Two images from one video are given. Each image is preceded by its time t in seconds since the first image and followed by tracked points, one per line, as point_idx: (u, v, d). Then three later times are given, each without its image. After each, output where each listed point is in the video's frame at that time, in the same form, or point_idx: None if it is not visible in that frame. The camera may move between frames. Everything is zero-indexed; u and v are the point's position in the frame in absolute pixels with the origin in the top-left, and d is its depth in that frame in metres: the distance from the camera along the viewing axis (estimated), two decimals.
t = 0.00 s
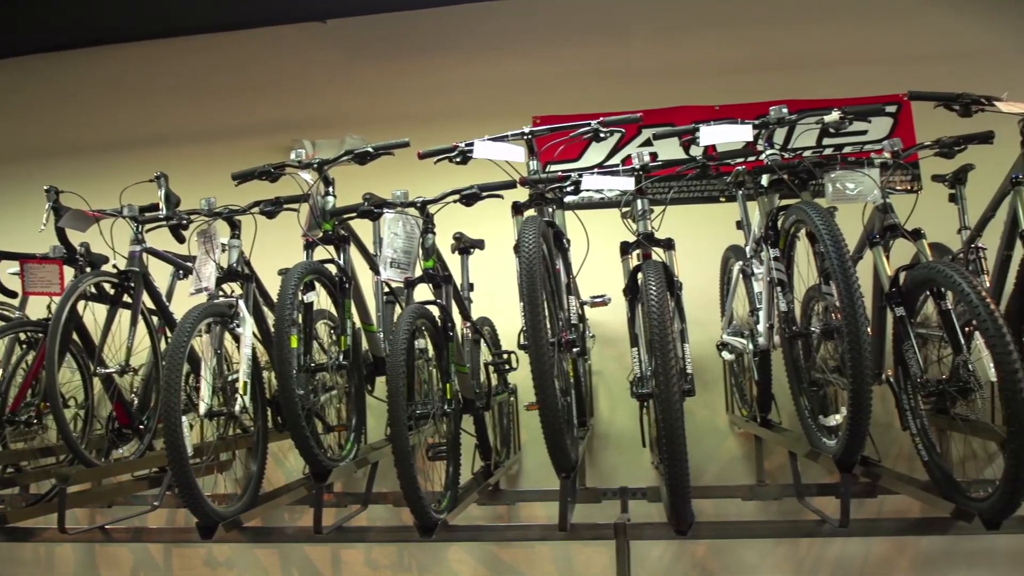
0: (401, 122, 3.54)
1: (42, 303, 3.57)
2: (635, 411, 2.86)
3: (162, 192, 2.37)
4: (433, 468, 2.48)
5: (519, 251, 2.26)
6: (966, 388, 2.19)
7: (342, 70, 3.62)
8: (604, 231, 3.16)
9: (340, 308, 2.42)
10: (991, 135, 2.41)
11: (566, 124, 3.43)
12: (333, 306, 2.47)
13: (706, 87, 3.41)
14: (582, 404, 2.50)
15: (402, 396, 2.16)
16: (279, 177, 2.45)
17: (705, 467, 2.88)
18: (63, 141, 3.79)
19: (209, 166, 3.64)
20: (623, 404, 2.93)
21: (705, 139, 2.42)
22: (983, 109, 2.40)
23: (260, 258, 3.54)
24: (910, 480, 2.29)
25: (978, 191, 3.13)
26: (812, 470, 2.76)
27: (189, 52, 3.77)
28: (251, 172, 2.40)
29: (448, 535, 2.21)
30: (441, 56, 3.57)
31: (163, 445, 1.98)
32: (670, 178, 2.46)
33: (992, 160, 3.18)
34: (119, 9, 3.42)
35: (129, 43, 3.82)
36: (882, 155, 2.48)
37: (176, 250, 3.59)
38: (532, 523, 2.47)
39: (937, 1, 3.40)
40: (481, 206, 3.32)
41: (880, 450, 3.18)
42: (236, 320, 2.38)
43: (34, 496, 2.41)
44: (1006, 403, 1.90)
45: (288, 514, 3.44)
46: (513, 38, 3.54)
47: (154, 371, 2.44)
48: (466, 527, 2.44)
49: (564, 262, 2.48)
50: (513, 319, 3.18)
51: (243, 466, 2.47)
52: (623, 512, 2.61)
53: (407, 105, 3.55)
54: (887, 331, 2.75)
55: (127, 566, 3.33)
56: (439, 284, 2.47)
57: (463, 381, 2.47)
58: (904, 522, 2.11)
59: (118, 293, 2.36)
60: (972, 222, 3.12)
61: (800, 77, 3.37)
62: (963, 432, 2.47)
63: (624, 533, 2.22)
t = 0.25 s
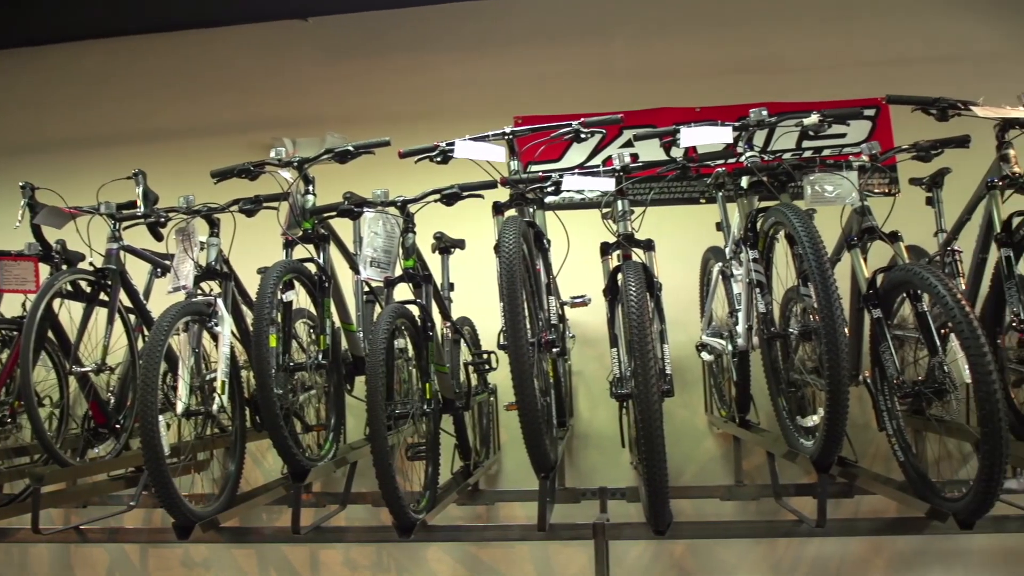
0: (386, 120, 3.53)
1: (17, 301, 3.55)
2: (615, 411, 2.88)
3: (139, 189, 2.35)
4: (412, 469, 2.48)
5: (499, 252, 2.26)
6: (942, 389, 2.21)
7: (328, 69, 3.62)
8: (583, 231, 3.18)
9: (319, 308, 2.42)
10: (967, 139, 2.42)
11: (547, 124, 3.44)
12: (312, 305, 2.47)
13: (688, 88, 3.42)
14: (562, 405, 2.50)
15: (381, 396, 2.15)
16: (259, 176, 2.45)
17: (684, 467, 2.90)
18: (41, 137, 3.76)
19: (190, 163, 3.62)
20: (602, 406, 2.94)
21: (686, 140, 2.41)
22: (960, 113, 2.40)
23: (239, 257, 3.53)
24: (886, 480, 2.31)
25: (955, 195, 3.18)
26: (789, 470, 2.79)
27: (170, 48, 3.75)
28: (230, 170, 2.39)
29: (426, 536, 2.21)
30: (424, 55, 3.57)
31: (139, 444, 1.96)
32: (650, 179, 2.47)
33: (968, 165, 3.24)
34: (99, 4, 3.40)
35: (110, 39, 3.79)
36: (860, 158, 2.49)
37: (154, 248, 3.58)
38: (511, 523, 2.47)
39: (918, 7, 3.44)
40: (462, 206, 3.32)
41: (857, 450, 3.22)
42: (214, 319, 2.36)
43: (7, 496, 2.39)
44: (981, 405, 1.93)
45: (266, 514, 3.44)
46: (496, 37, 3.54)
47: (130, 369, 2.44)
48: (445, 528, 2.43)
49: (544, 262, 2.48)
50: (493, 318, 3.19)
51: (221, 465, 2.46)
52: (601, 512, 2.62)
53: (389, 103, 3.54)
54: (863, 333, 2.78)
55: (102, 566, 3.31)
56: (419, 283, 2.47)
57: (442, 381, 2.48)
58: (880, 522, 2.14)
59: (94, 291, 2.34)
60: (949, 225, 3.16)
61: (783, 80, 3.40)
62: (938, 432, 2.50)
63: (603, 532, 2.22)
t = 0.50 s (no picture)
0: (373, 121, 3.57)
1: None
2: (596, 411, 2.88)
3: (118, 186, 2.33)
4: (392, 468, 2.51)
5: (480, 252, 2.25)
6: (919, 390, 2.22)
7: (316, 68, 3.65)
8: (564, 231, 3.19)
9: (299, 307, 2.41)
10: (945, 143, 2.45)
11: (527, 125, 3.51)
12: (292, 304, 2.46)
13: (664, 91, 3.52)
14: (542, 405, 2.51)
15: (361, 396, 2.14)
16: (239, 174, 2.44)
17: (665, 467, 2.90)
18: (19, 132, 3.72)
19: (172, 160, 3.62)
20: (583, 406, 2.96)
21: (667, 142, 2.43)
22: (938, 117, 2.44)
23: (218, 255, 3.51)
24: (864, 480, 2.33)
25: (931, 198, 3.23)
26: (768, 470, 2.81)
27: (152, 45, 3.75)
28: (210, 168, 2.38)
29: (406, 536, 2.20)
30: (407, 55, 3.62)
31: (115, 444, 1.93)
32: (631, 180, 2.47)
33: (943, 168, 3.30)
34: None
35: (90, 34, 3.77)
36: (840, 161, 2.50)
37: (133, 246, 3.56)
38: (491, 523, 2.47)
39: (891, 16, 3.57)
40: (443, 206, 3.31)
41: (835, 450, 3.25)
42: (193, 317, 2.33)
43: None
44: (957, 405, 1.95)
45: (245, 514, 3.43)
46: (477, 39, 3.61)
47: (108, 368, 2.44)
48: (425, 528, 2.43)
49: (525, 262, 2.48)
50: (474, 318, 3.19)
51: (199, 465, 2.44)
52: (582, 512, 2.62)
53: (372, 102, 3.59)
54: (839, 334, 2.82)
55: (78, 568, 3.27)
56: (400, 283, 2.49)
57: (423, 381, 2.48)
58: (858, 522, 2.15)
59: (72, 289, 2.31)
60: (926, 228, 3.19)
61: (761, 85, 3.51)
62: (914, 432, 2.53)
63: (583, 533, 2.22)
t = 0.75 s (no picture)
0: (356, 118, 3.56)
1: None
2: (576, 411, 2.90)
3: (94, 183, 2.32)
4: (371, 468, 2.52)
5: (460, 252, 2.24)
6: (895, 392, 2.23)
7: (300, 65, 3.64)
8: (544, 231, 3.20)
9: (278, 306, 2.41)
10: (921, 147, 2.47)
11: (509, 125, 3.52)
12: (270, 303, 2.46)
13: (646, 90, 3.53)
14: (521, 405, 2.51)
15: (340, 396, 2.13)
16: (218, 172, 2.44)
17: (643, 468, 2.93)
18: None
19: (151, 157, 3.60)
20: (563, 406, 2.98)
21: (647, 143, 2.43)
22: (914, 121, 2.46)
23: (195, 254, 3.49)
24: (841, 481, 2.34)
25: (910, 200, 3.27)
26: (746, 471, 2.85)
27: (132, 40, 3.72)
28: (188, 165, 2.36)
29: (384, 537, 2.20)
30: (389, 53, 3.63)
31: (90, 444, 1.91)
32: (612, 181, 2.47)
33: (922, 171, 3.33)
34: None
35: (69, 29, 3.74)
36: (818, 164, 2.51)
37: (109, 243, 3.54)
38: (470, 523, 2.47)
39: (872, 20, 3.60)
40: (422, 205, 3.31)
41: (812, 451, 3.28)
42: (170, 316, 2.31)
43: None
44: (932, 406, 1.97)
45: (222, 514, 3.42)
46: (460, 38, 3.62)
47: (84, 367, 2.41)
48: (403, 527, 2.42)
49: (505, 262, 2.48)
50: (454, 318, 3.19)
51: (176, 464, 2.42)
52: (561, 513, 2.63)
53: (354, 100, 3.59)
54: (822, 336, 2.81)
55: (52, 568, 3.25)
56: (379, 282, 2.46)
57: (402, 380, 2.48)
58: (833, 522, 2.17)
59: (47, 286, 2.30)
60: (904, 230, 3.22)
61: (742, 86, 3.54)
62: (891, 433, 2.55)
63: (560, 532, 2.23)
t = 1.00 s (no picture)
0: (340, 117, 3.58)
1: None
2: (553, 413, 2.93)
3: (69, 179, 2.30)
4: (349, 468, 2.53)
5: (438, 252, 2.23)
6: (869, 393, 2.25)
7: (283, 64, 3.65)
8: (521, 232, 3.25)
9: (255, 305, 2.40)
10: (897, 150, 2.49)
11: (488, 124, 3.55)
12: (247, 301, 2.46)
13: (624, 93, 3.59)
14: (499, 405, 2.51)
15: (317, 395, 2.11)
16: (195, 169, 2.42)
17: (621, 468, 2.94)
18: None
19: (130, 153, 3.58)
20: (541, 406, 2.99)
21: (626, 144, 2.44)
22: (890, 125, 2.48)
23: (172, 251, 3.50)
24: (816, 481, 2.36)
25: (887, 202, 3.32)
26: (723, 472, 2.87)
27: (112, 36, 3.71)
28: (165, 162, 2.35)
29: (361, 536, 2.18)
30: (371, 53, 3.65)
31: (62, 443, 1.89)
32: (590, 182, 2.48)
33: (897, 174, 3.38)
34: None
35: (47, 23, 3.71)
36: (796, 166, 2.52)
37: (84, 240, 3.53)
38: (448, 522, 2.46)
39: (849, 28, 3.68)
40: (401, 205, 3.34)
41: (788, 452, 3.31)
42: (145, 315, 2.30)
43: None
44: (906, 407, 1.98)
45: (198, 514, 3.40)
46: (441, 38, 3.65)
47: (57, 365, 2.38)
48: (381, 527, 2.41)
49: (483, 262, 2.49)
50: (433, 317, 3.22)
51: (151, 464, 2.40)
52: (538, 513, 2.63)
53: (335, 99, 3.60)
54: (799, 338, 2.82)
55: (24, 569, 3.21)
56: (357, 281, 2.48)
57: (380, 380, 2.48)
58: (809, 522, 2.18)
59: (19, 284, 2.27)
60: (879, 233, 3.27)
61: (719, 89, 3.59)
62: (866, 434, 2.57)
63: (538, 532, 2.22)
